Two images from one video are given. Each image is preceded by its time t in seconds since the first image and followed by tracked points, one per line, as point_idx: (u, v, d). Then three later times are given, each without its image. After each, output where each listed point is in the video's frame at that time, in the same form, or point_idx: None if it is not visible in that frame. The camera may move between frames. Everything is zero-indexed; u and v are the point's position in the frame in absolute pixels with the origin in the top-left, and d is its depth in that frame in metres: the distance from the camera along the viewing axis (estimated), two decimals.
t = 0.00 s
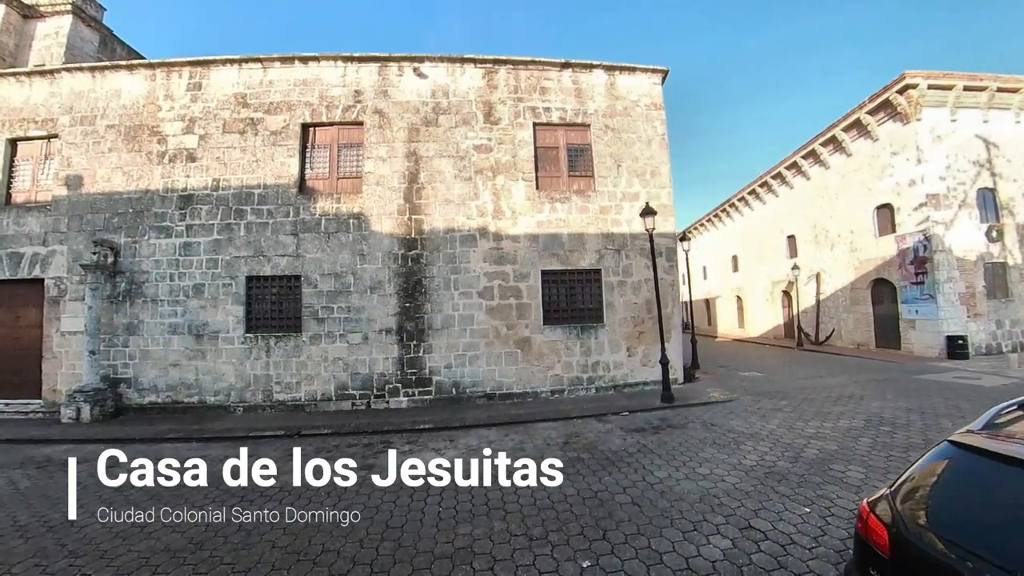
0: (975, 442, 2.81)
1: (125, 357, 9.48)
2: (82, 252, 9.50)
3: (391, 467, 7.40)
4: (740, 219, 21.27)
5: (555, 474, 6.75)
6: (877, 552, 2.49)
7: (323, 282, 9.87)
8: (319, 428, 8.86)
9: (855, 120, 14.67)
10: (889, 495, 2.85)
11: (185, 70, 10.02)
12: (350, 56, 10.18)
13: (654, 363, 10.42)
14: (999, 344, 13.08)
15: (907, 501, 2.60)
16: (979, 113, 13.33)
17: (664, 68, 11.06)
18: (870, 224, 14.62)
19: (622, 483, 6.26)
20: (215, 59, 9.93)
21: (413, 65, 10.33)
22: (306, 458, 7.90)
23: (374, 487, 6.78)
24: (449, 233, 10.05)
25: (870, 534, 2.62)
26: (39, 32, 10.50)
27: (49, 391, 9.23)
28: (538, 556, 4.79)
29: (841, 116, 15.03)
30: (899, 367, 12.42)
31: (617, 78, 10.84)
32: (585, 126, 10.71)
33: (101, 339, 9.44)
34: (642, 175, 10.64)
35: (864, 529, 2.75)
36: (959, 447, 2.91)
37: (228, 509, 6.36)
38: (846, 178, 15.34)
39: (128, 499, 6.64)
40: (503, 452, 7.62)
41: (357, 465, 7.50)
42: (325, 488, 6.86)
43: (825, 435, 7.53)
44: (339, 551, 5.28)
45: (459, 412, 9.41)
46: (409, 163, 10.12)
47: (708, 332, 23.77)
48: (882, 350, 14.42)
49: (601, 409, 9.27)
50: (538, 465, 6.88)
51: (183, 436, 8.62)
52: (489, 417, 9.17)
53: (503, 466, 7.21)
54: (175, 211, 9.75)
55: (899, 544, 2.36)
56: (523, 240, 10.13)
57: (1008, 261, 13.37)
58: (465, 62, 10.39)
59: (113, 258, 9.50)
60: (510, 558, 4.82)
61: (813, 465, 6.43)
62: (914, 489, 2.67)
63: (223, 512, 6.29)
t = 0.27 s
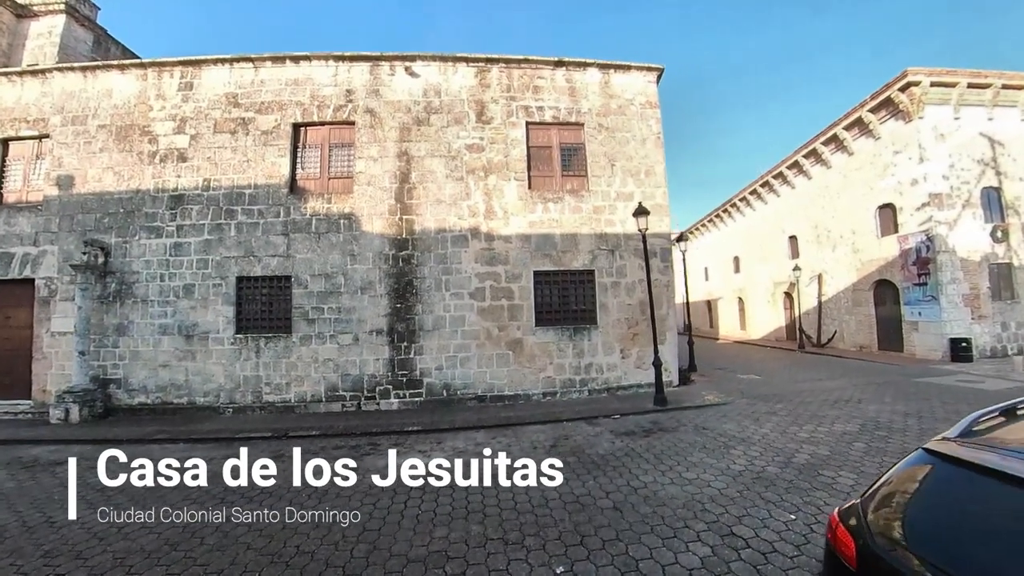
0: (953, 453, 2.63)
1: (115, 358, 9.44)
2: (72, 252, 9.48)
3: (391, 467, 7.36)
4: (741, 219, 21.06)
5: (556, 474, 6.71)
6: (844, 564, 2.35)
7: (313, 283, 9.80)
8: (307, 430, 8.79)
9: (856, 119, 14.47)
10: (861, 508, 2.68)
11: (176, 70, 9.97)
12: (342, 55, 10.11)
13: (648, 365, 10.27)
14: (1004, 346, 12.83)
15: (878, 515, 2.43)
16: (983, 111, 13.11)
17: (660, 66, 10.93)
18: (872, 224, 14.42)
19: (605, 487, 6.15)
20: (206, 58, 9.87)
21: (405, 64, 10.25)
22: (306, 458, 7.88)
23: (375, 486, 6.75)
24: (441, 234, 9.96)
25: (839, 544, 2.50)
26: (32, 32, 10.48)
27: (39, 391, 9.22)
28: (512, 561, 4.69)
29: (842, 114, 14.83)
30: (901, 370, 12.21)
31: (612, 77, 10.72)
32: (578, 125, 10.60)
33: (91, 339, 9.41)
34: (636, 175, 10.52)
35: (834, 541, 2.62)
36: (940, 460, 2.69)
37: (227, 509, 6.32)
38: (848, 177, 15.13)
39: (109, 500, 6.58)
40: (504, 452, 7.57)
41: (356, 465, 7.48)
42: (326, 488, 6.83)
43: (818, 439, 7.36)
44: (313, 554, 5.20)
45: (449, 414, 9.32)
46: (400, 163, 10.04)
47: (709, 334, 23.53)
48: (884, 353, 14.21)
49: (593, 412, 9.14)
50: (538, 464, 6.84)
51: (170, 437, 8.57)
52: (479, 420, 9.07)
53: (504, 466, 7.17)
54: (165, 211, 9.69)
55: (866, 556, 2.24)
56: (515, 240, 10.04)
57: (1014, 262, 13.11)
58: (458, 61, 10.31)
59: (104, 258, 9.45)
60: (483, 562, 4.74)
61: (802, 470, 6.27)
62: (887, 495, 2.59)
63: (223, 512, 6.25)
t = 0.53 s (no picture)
0: (923, 469, 2.48)
1: (104, 360, 9.38)
2: (61, 254, 9.44)
3: (392, 467, 7.42)
4: (742, 220, 20.84)
5: (556, 475, 6.76)
6: None
7: (302, 285, 9.72)
8: (294, 433, 8.72)
9: (858, 117, 14.27)
10: (827, 526, 2.55)
11: (166, 70, 9.90)
12: (332, 55, 10.03)
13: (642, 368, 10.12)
14: (1009, 349, 12.57)
15: (842, 536, 2.30)
16: (988, 109, 12.89)
17: (654, 65, 10.79)
18: (874, 224, 14.22)
19: (587, 494, 6.04)
20: (196, 58, 9.78)
21: (396, 64, 10.16)
22: (307, 458, 7.94)
23: (376, 487, 6.81)
24: (431, 235, 9.87)
25: (800, 559, 2.45)
26: (24, 32, 10.43)
27: (28, 393, 9.21)
28: (483, 568, 4.61)
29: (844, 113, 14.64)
30: (902, 374, 11.99)
31: (606, 76, 10.59)
32: (572, 125, 10.48)
33: (80, 341, 9.36)
34: (630, 175, 10.39)
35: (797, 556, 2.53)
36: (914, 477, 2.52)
37: (228, 509, 6.35)
38: (850, 177, 14.92)
39: (89, 503, 6.53)
40: (504, 452, 7.63)
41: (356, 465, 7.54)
42: (328, 488, 6.89)
43: (810, 445, 7.19)
44: (285, 559, 5.14)
45: (438, 418, 9.22)
46: (391, 164, 9.95)
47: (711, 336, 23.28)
48: (886, 356, 14.02)
49: (584, 416, 9.01)
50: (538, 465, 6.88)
51: (157, 440, 8.52)
52: (468, 423, 8.97)
53: (504, 466, 7.21)
54: (155, 212, 9.61)
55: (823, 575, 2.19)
56: (507, 241, 9.93)
57: (1019, 263, 12.86)
58: (449, 60, 10.21)
59: (93, 259, 9.39)
60: (455, 569, 4.68)
61: (791, 476, 6.12)
62: (858, 506, 2.52)
63: (223, 512, 6.28)
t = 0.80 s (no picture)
0: (887, 482, 2.36)
1: (94, 361, 9.35)
2: (53, 255, 9.44)
3: (392, 467, 7.41)
4: (743, 220, 20.63)
5: (555, 475, 6.73)
6: None
7: (293, 286, 9.64)
8: (282, 435, 8.66)
9: (859, 116, 14.09)
10: (789, 536, 2.44)
11: (158, 71, 9.86)
12: (324, 56, 9.96)
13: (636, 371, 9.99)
14: (1013, 352, 12.34)
15: (806, 546, 2.19)
16: (992, 107, 12.69)
17: (649, 64, 10.67)
18: (876, 225, 14.03)
19: (570, 499, 5.94)
20: (187, 59, 9.73)
21: (387, 64, 10.09)
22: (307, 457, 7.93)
23: (377, 487, 6.78)
24: (423, 236, 9.79)
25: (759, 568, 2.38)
26: (18, 32, 10.43)
27: (18, 394, 9.21)
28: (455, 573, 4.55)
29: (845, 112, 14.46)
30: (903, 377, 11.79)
31: (600, 75, 10.48)
32: (565, 124, 10.37)
33: (70, 342, 9.34)
34: (624, 175, 10.27)
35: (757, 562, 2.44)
36: (882, 490, 2.38)
37: (227, 509, 6.32)
38: (851, 177, 14.73)
39: (70, 504, 6.49)
40: (504, 452, 7.62)
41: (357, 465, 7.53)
42: (329, 488, 6.87)
43: (802, 449, 7.03)
44: (259, 561, 5.10)
45: (428, 420, 9.14)
46: (382, 164, 9.88)
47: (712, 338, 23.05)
48: (888, 359, 13.83)
49: (575, 419, 8.89)
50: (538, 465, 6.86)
51: (145, 442, 8.48)
52: (458, 426, 8.87)
53: (504, 466, 7.19)
54: (146, 213, 9.56)
55: None
56: (498, 242, 9.84)
57: None
58: (442, 60, 10.13)
59: (84, 260, 9.37)
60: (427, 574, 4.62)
61: (779, 482, 5.97)
62: (830, 509, 2.44)
63: (223, 512, 6.25)
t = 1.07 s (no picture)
0: (853, 499, 2.22)
1: (84, 363, 9.28)
2: (43, 256, 9.40)
3: (393, 467, 7.46)
4: (745, 221, 20.41)
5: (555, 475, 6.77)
6: None
7: (284, 288, 9.54)
8: (270, 439, 8.57)
9: (861, 115, 13.90)
10: (752, 551, 2.32)
11: (150, 71, 9.79)
12: (316, 56, 9.87)
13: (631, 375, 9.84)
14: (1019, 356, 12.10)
15: (778, 560, 2.06)
16: (996, 105, 12.49)
17: (645, 63, 10.53)
18: (879, 226, 13.82)
19: (553, 505, 5.84)
20: (179, 59, 9.65)
21: (380, 64, 9.99)
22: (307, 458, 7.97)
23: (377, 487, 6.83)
24: (414, 238, 9.68)
25: None
26: (12, 32, 10.40)
27: (8, 396, 9.19)
28: None
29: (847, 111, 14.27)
30: (906, 381, 11.57)
31: (594, 74, 10.35)
32: (559, 125, 10.25)
33: (60, 344, 9.29)
34: (619, 176, 10.13)
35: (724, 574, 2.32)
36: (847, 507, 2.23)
37: (227, 509, 6.38)
38: (854, 177, 14.52)
39: (52, 508, 6.43)
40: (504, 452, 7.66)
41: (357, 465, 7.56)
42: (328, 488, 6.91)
43: (795, 456, 6.86)
44: (234, 567, 5.03)
45: (418, 424, 9.03)
46: (374, 165, 9.78)
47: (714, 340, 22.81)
48: (891, 363, 13.61)
49: (567, 424, 8.76)
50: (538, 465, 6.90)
51: (133, 444, 8.39)
52: (448, 430, 8.76)
53: (504, 466, 7.20)
54: (137, 214, 9.48)
55: None
56: (491, 244, 9.73)
57: None
58: (434, 60, 10.03)
59: (74, 262, 9.31)
60: None
61: (768, 490, 5.82)
62: (806, 518, 2.32)
63: (222, 513, 6.31)
